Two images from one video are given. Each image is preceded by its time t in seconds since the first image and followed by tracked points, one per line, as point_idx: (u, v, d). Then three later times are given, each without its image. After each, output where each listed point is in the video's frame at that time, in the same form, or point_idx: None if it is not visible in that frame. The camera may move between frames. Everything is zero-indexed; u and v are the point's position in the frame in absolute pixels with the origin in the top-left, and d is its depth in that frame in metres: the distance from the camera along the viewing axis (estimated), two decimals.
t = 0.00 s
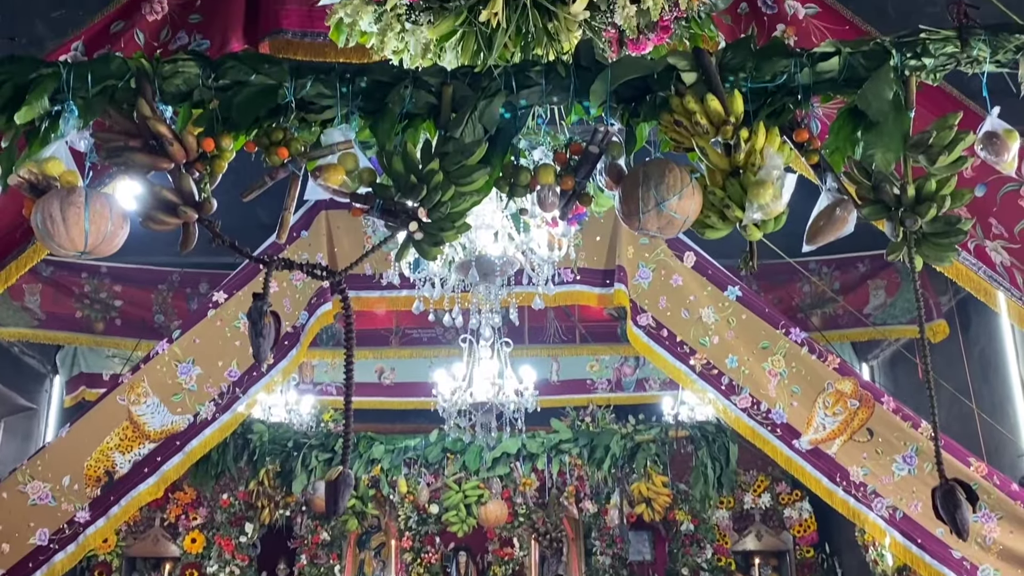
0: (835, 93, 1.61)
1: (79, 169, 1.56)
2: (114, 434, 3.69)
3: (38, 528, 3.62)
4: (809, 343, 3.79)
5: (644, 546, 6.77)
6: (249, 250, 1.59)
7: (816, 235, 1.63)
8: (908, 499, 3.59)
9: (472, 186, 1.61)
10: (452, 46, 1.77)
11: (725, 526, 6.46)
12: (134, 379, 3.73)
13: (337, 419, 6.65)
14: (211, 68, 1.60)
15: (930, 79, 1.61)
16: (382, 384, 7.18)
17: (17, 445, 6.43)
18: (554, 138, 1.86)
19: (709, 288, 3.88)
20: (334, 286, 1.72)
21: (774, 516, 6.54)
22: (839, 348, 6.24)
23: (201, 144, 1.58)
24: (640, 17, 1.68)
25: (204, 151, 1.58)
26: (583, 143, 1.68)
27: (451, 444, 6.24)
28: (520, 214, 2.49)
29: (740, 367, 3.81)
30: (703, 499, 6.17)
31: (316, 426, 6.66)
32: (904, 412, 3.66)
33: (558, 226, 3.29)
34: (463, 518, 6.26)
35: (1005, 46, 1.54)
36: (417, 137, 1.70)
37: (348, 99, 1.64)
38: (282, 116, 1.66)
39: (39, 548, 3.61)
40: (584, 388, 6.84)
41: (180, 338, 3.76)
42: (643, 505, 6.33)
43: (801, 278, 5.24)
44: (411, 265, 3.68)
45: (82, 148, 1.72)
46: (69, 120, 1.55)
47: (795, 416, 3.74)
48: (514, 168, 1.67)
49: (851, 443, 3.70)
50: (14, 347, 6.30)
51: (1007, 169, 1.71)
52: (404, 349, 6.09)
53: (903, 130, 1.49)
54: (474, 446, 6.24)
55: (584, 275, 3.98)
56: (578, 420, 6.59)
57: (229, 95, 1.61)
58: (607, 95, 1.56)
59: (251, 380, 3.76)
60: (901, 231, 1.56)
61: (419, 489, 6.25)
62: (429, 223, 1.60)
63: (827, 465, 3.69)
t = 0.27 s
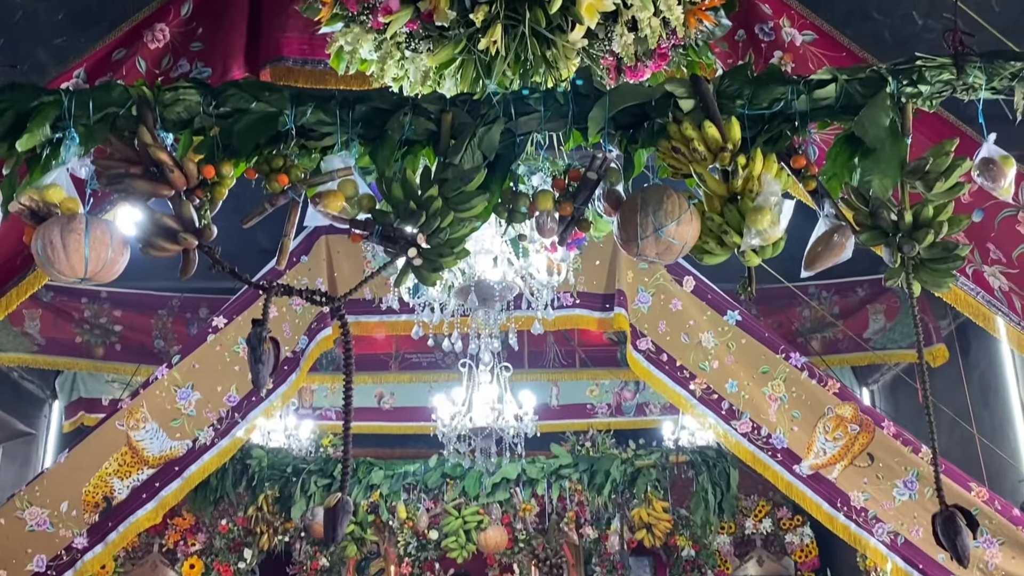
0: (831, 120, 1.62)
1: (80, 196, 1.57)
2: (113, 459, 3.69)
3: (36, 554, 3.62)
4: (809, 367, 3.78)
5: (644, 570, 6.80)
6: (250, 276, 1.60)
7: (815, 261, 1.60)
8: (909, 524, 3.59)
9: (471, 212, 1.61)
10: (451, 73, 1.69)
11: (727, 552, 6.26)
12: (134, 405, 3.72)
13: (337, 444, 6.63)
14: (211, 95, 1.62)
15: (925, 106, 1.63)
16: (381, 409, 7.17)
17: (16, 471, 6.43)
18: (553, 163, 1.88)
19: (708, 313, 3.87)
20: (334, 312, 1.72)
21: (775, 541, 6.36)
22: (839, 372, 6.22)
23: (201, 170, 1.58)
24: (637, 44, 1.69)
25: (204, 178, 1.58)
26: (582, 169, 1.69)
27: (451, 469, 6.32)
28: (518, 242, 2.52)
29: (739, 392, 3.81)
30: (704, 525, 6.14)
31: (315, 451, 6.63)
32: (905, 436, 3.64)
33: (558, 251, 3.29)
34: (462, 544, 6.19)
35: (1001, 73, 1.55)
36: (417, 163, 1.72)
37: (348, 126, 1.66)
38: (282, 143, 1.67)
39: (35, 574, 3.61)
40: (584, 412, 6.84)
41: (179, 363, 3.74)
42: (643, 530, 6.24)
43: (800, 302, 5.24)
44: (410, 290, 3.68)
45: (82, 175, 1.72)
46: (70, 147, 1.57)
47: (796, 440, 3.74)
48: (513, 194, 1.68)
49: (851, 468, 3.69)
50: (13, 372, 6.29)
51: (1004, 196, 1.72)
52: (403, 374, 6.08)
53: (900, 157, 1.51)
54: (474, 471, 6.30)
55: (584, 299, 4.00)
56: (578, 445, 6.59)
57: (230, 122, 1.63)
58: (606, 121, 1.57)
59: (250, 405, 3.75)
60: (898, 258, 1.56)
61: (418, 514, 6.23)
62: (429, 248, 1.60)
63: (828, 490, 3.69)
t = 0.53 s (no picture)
0: (829, 144, 1.63)
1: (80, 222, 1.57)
2: (112, 485, 3.70)
3: None
4: (809, 391, 3.78)
5: None
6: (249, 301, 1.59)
7: (813, 285, 1.61)
8: (911, 549, 3.58)
9: (470, 237, 1.61)
10: (450, 99, 1.77)
11: None
12: (132, 430, 3.70)
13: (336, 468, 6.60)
14: (212, 121, 1.64)
15: (923, 130, 1.63)
16: (380, 434, 7.13)
17: (14, 495, 6.40)
18: (551, 187, 1.90)
19: (709, 336, 3.86)
20: (333, 337, 1.71)
21: (777, 566, 6.02)
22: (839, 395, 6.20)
23: (201, 196, 1.58)
24: (635, 70, 1.72)
25: (205, 204, 1.58)
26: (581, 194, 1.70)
27: (451, 494, 6.34)
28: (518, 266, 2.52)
29: (740, 415, 3.80)
30: (706, 550, 6.04)
31: (314, 476, 6.56)
32: (906, 460, 3.61)
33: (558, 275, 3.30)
34: (462, 569, 6.03)
35: (997, 98, 1.56)
36: (416, 188, 1.72)
37: (348, 151, 1.67)
38: (282, 168, 1.67)
39: None
40: (584, 436, 6.82)
41: (179, 388, 3.71)
42: (643, 556, 6.09)
43: (800, 325, 5.24)
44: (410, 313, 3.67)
45: (84, 201, 1.73)
46: (71, 173, 1.58)
47: (797, 464, 3.74)
48: (512, 219, 1.67)
49: (853, 492, 3.69)
50: (13, 397, 6.29)
51: (1003, 220, 1.72)
52: (403, 398, 6.06)
53: (898, 181, 1.51)
54: (474, 496, 6.31)
55: (584, 322, 3.99)
56: (578, 469, 6.58)
57: (230, 148, 1.64)
58: (605, 146, 1.57)
59: (249, 430, 3.75)
60: (897, 282, 1.57)
61: (418, 539, 6.16)
62: (428, 273, 1.59)
63: (830, 514, 3.69)
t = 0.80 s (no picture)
0: (829, 168, 1.63)
1: (81, 247, 1.59)
2: (112, 509, 3.68)
3: None
4: (810, 414, 3.76)
5: None
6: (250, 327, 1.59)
7: (814, 307, 1.64)
8: (915, 572, 3.59)
9: (471, 261, 1.62)
10: (451, 124, 1.79)
11: None
12: (133, 454, 3.69)
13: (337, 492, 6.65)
14: (214, 146, 1.65)
15: (923, 154, 1.64)
16: (381, 457, 7.12)
17: (12, 520, 6.27)
18: (552, 211, 1.90)
19: (710, 359, 3.85)
20: (334, 361, 1.71)
21: None
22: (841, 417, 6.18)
23: (203, 222, 1.58)
24: (635, 95, 1.74)
25: (207, 229, 1.58)
26: (581, 218, 1.71)
27: (452, 519, 6.31)
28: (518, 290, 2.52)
29: (741, 438, 3.79)
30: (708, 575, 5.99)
31: (314, 500, 6.55)
32: (909, 483, 3.61)
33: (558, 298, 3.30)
34: None
35: (996, 122, 1.56)
36: (417, 213, 1.72)
37: (349, 176, 1.67)
38: (284, 193, 1.67)
39: None
40: (585, 459, 6.78)
41: (179, 412, 3.69)
42: None
43: (801, 348, 5.24)
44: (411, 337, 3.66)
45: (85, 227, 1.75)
46: (73, 199, 1.60)
47: (799, 487, 3.72)
48: (513, 243, 1.67)
49: (855, 515, 3.68)
50: (14, 422, 6.27)
51: (1002, 243, 1.73)
52: (404, 422, 6.04)
53: (898, 205, 1.51)
54: (475, 519, 6.27)
55: (585, 344, 4.03)
56: (579, 493, 6.56)
57: (232, 173, 1.65)
58: (605, 170, 1.59)
59: (250, 454, 3.76)
60: (898, 304, 1.57)
61: (419, 564, 6.08)
62: (429, 297, 1.59)
63: (833, 537, 3.68)
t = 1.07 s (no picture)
0: (828, 190, 1.63)
1: (83, 271, 1.60)
2: (112, 533, 3.64)
3: None
4: (813, 436, 3.75)
5: None
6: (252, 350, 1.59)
7: (816, 330, 1.63)
8: None
9: (472, 283, 1.62)
10: (452, 147, 1.80)
11: None
12: (134, 478, 3.68)
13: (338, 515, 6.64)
14: (215, 170, 1.66)
15: (923, 175, 1.64)
16: (382, 480, 7.01)
17: (11, 545, 6.20)
18: (553, 233, 1.88)
19: (711, 380, 3.86)
20: (335, 384, 1.71)
21: None
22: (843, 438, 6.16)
23: (205, 245, 1.58)
24: (635, 117, 1.74)
25: (209, 252, 1.58)
26: (582, 240, 1.70)
27: (453, 542, 6.26)
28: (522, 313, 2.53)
29: (744, 459, 3.76)
30: None
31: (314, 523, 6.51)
32: (913, 504, 3.62)
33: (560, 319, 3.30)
34: None
35: (995, 143, 1.57)
36: (419, 236, 1.73)
37: (350, 200, 1.68)
38: (286, 217, 1.68)
39: None
40: (587, 481, 6.71)
41: (180, 436, 3.71)
42: None
43: (803, 369, 5.22)
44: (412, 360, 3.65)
45: (88, 252, 1.75)
46: (75, 224, 1.60)
47: (803, 509, 3.68)
48: (514, 265, 1.67)
49: (859, 537, 3.65)
50: (13, 446, 6.25)
51: (1003, 265, 1.72)
52: (405, 444, 6.02)
53: (897, 227, 1.52)
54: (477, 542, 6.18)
55: (587, 366, 4.04)
56: (581, 515, 6.52)
57: (235, 197, 1.65)
58: (605, 193, 1.63)
59: (251, 477, 3.74)
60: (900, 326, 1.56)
61: None
62: (429, 319, 1.59)
63: (837, 559, 3.65)
